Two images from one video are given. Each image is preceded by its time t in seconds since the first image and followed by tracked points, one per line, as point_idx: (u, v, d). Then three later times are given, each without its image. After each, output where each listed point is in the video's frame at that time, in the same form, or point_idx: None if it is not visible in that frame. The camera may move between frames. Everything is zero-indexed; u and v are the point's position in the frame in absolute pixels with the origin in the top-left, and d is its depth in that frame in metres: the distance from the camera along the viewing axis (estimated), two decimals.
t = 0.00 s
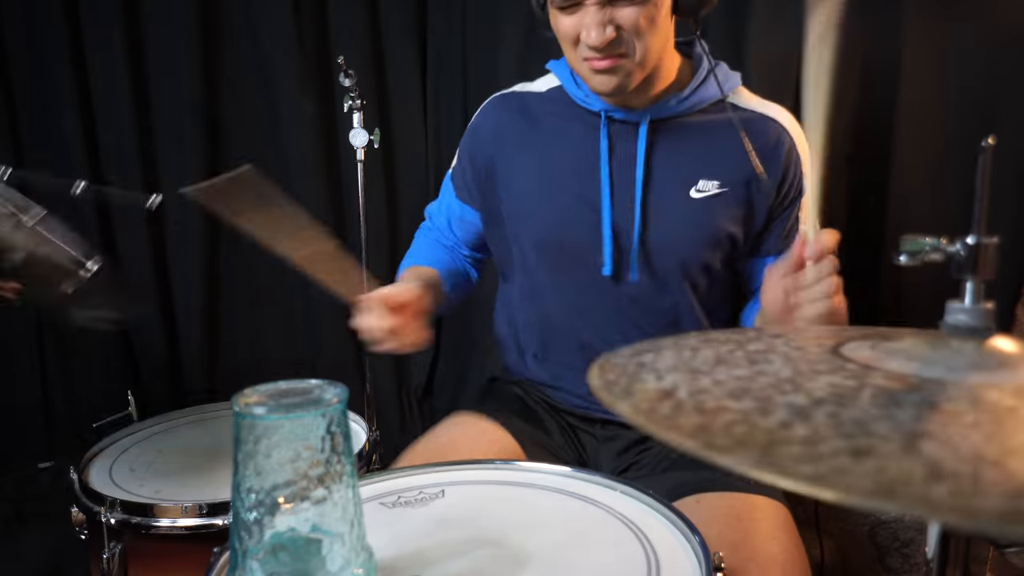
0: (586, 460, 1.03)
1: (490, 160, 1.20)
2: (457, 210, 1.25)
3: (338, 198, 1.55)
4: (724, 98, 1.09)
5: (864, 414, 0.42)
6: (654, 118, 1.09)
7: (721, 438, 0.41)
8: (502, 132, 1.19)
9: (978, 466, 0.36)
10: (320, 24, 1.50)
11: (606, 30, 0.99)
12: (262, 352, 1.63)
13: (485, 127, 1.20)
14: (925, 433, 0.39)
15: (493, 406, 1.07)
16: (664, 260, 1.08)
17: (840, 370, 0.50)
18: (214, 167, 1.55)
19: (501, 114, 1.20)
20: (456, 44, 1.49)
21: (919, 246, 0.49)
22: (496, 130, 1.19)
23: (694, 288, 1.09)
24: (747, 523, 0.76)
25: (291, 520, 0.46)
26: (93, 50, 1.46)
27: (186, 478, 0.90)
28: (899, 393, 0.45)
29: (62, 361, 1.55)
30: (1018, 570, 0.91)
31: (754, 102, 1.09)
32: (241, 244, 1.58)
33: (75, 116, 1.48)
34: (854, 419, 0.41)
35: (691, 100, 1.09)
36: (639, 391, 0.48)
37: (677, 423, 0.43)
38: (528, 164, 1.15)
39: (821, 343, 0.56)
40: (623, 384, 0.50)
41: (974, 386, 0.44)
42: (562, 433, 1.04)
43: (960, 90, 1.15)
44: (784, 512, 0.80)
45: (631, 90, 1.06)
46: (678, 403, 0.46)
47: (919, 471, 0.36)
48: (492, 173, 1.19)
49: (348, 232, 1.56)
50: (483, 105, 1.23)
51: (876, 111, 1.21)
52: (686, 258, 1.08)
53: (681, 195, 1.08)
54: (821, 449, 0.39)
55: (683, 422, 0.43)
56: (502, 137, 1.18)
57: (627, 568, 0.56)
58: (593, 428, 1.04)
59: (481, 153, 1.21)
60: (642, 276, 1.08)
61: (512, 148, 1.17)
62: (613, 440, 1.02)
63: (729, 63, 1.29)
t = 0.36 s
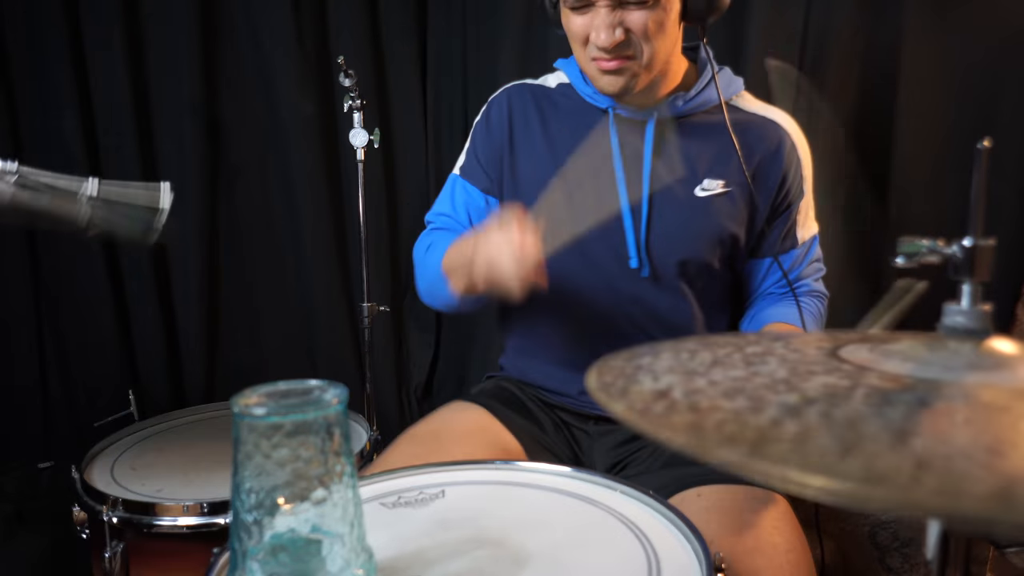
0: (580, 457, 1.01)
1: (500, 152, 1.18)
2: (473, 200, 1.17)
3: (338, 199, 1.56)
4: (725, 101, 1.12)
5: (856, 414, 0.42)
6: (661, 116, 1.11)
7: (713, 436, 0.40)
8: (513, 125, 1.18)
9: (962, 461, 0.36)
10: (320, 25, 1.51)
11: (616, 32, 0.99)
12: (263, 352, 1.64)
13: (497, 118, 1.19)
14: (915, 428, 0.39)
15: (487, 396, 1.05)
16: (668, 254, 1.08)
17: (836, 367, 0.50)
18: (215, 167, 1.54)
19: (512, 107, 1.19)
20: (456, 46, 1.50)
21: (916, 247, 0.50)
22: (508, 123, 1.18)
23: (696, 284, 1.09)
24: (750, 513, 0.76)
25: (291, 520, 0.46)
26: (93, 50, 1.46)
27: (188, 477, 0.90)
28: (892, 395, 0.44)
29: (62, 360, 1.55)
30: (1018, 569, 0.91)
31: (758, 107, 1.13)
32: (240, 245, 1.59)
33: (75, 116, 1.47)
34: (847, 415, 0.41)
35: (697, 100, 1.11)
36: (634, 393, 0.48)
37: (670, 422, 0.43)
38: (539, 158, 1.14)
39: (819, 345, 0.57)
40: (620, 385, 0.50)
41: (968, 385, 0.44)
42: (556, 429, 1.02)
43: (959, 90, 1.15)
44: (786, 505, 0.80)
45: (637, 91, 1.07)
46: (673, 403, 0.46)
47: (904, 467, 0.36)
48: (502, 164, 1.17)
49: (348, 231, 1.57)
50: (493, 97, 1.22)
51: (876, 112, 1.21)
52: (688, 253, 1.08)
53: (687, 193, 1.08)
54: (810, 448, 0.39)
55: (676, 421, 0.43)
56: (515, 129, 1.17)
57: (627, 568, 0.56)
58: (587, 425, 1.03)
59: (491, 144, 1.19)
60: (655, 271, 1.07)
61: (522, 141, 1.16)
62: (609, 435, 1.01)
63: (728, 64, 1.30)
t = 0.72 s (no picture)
0: (582, 460, 1.01)
1: (496, 146, 1.18)
2: (470, 194, 1.18)
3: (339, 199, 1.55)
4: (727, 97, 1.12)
5: (855, 414, 0.42)
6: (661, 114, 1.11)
7: (710, 438, 0.40)
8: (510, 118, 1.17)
9: (964, 461, 0.36)
10: (320, 26, 1.51)
11: (619, 36, 0.98)
12: (264, 353, 1.64)
13: (493, 111, 1.18)
14: (916, 426, 0.40)
15: (485, 411, 1.04)
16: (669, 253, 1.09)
17: (834, 368, 0.50)
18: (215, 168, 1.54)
19: (509, 100, 1.18)
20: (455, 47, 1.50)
21: (915, 247, 0.50)
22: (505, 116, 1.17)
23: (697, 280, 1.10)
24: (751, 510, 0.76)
25: (293, 519, 0.46)
26: (93, 51, 1.46)
27: (187, 478, 0.91)
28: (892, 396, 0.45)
29: (62, 361, 1.55)
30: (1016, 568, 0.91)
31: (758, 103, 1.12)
32: (241, 245, 1.59)
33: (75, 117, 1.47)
34: (845, 416, 0.41)
35: (695, 98, 1.11)
36: (633, 391, 0.48)
37: (667, 423, 0.43)
38: (538, 153, 1.14)
39: (818, 347, 0.57)
40: (617, 388, 0.50)
41: (968, 385, 0.44)
42: (558, 430, 1.02)
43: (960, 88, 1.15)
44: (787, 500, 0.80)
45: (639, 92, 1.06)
46: (670, 405, 0.46)
47: (905, 467, 0.36)
48: (499, 159, 1.17)
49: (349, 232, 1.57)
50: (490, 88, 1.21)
51: (876, 110, 1.20)
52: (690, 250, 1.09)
53: (691, 189, 1.09)
54: (808, 449, 0.39)
55: (674, 423, 0.43)
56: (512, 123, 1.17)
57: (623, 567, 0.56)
58: (590, 427, 1.03)
59: (488, 136, 1.18)
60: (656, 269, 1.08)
61: (520, 135, 1.16)
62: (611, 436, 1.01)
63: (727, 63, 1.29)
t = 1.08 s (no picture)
0: (581, 463, 1.02)
1: (498, 131, 1.17)
2: (453, 169, 1.21)
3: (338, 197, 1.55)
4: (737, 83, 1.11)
5: (872, 417, 0.42)
6: (670, 108, 1.10)
7: (726, 441, 0.40)
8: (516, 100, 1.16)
9: (983, 465, 0.36)
10: (320, 25, 1.50)
11: (629, 31, 0.96)
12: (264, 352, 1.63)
13: (498, 91, 1.17)
14: (933, 431, 0.39)
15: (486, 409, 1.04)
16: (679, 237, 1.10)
17: (847, 372, 0.50)
18: (214, 167, 1.54)
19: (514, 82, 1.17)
20: (456, 46, 1.49)
21: (929, 249, 0.50)
22: (510, 97, 1.16)
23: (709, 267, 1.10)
24: (760, 512, 0.76)
25: (291, 520, 0.46)
26: (93, 50, 1.46)
27: (187, 478, 0.90)
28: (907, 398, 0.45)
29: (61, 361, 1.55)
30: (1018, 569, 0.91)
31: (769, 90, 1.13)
32: (240, 244, 1.59)
33: (75, 117, 1.47)
34: (861, 419, 0.41)
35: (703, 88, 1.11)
36: (644, 395, 0.48)
37: (681, 426, 0.43)
38: (547, 146, 1.13)
39: (829, 350, 0.57)
40: (629, 390, 0.50)
41: (982, 389, 0.44)
42: (557, 434, 1.03)
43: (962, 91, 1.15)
44: (790, 502, 0.80)
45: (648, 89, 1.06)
46: (683, 407, 0.46)
47: (924, 471, 0.36)
48: (500, 144, 1.16)
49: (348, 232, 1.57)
50: (493, 69, 1.20)
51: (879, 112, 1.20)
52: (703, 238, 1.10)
53: (703, 178, 1.10)
54: (825, 452, 0.38)
55: (688, 425, 0.43)
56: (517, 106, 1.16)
57: (627, 568, 0.56)
58: (589, 432, 1.04)
59: (490, 117, 1.18)
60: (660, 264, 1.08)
61: (527, 123, 1.15)
62: (611, 443, 1.02)
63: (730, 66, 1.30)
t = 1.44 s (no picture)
0: (581, 463, 1.02)
1: (505, 145, 1.19)
2: (466, 198, 1.16)
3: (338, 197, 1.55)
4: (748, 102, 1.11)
5: (871, 420, 0.42)
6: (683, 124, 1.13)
7: (725, 445, 0.40)
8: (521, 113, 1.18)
9: (982, 468, 0.36)
10: (320, 24, 1.50)
11: (644, 51, 0.99)
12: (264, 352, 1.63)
13: (500, 104, 1.18)
14: (933, 434, 0.39)
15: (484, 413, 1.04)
16: (675, 259, 1.14)
17: (846, 374, 0.50)
18: (214, 166, 1.54)
19: (519, 92, 1.18)
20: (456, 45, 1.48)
21: (928, 249, 0.49)
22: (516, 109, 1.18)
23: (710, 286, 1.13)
24: (754, 510, 0.76)
25: (291, 520, 0.46)
26: (94, 49, 1.46)
27: (186, 478, 0.90)
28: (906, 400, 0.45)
29: (61, 360, 1.55)
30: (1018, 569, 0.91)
31: (778, 105, 1.10)
32: (240, 244, 1.59)
33: (75, 117, 1.48)
34: (860, 422, 0.41)
35: (716, 105, 1.13)
36: (643, 397, 0.48)
37: (681, 430, 0.43)
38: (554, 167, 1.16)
39: (828, 351, 0.57)
40: (628, 393, 0.50)
41: (981, 390, 0.44)
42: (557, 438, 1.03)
43: (963, 90, 1.15)
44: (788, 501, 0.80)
45: (663, 102, 1.09)
46: (683, 411, 0.46)
47: (923, 475, 0.36)
48: (507, 159, 1.18)
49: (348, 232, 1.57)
50: (496, 78, 1.19)
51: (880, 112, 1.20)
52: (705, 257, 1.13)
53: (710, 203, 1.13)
54: (825, 456, 0.38)
55: (687, 429, 0.43)
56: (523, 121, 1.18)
57: (627, 568, 0.56)
58: (591, 434, 1.04)
59: (493, 130, 1.18)
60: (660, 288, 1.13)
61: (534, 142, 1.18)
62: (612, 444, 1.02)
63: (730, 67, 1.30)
